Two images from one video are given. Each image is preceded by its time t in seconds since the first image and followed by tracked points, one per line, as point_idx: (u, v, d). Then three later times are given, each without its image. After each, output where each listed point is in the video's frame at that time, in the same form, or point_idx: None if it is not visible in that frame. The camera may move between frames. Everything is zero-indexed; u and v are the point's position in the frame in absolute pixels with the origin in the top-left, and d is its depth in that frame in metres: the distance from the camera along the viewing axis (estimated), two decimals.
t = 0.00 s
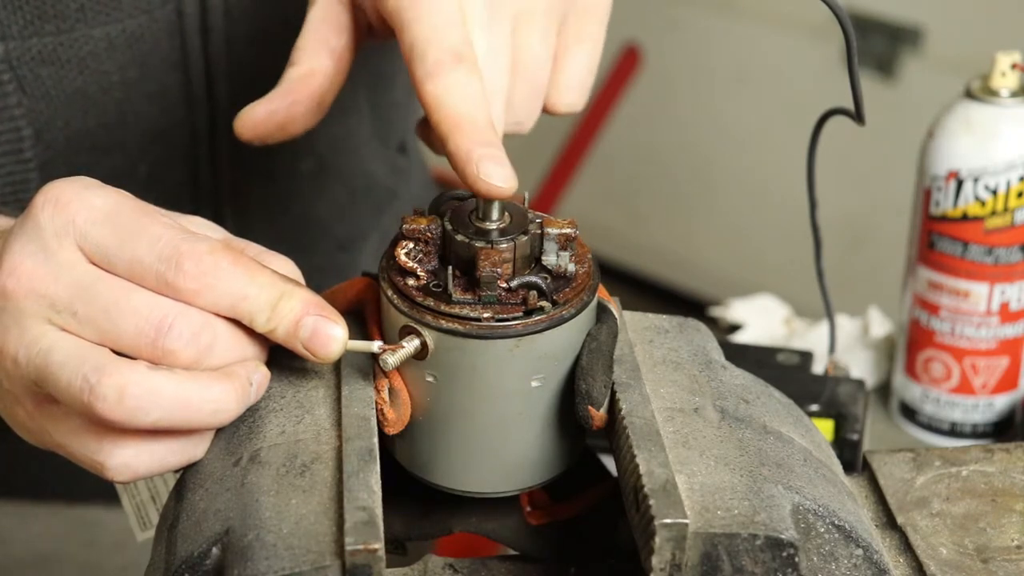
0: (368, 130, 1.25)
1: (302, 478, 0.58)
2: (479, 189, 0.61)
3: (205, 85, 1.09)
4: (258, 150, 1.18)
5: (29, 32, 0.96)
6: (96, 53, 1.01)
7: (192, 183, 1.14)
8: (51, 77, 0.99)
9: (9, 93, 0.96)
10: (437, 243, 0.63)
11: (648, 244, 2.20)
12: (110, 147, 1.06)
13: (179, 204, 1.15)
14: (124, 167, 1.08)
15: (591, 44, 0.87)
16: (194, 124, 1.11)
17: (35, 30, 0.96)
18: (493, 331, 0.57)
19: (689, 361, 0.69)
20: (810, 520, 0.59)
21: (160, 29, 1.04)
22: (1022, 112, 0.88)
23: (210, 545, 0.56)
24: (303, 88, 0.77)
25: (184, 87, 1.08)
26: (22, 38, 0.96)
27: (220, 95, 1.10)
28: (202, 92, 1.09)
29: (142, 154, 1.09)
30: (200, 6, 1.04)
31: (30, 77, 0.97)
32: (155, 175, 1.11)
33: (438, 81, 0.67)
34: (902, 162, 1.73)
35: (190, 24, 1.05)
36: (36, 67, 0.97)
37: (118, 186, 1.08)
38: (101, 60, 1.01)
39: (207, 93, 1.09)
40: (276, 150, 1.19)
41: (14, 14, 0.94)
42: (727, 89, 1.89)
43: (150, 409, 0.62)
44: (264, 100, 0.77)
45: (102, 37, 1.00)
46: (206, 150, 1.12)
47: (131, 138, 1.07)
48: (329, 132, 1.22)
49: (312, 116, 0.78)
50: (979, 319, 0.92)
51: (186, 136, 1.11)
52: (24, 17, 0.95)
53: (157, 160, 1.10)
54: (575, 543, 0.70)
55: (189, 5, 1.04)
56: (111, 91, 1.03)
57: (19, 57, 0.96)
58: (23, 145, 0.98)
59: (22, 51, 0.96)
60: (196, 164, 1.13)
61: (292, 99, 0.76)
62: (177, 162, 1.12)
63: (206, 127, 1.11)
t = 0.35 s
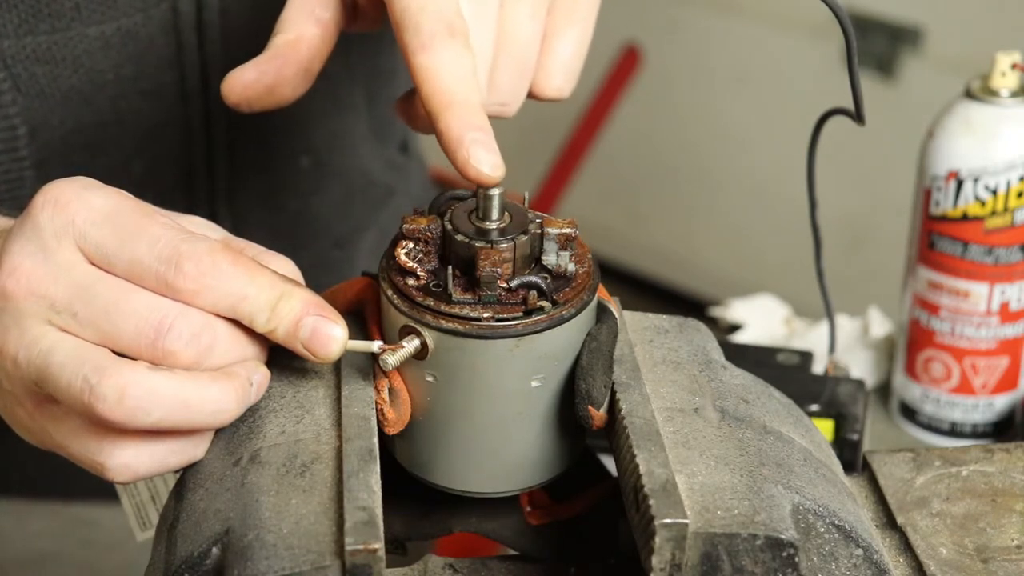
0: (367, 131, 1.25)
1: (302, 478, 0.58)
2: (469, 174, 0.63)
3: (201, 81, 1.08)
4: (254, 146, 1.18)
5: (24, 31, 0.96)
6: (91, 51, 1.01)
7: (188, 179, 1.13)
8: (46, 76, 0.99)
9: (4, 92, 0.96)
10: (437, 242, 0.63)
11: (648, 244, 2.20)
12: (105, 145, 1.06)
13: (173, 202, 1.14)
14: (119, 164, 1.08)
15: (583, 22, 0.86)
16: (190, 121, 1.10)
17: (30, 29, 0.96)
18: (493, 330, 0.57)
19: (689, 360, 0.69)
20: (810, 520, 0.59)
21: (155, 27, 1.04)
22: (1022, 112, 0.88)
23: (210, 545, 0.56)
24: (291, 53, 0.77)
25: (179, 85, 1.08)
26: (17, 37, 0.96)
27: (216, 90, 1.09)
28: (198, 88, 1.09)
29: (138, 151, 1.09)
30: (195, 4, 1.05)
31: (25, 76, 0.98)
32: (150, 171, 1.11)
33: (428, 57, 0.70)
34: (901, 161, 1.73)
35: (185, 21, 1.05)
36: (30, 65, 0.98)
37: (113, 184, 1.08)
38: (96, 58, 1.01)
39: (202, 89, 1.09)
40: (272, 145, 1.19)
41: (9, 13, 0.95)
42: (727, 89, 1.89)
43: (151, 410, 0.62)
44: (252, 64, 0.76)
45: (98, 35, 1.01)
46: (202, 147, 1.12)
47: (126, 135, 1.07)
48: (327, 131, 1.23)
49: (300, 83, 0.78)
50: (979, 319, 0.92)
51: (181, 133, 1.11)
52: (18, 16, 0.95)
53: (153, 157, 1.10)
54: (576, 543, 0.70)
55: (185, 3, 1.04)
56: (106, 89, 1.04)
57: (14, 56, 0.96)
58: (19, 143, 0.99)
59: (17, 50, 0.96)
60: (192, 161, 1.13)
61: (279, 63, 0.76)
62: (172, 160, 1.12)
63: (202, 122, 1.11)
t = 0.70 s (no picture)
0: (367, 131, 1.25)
1: (302, 478, 0.58)
2: (455, 169, 0.65)
3: (201, 77, 1.08)
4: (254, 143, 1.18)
5: (25, 29, 0.96)
6: (92, 50, 1.01)
7: (188, 179, 1.13)
8: (47, 74, 0.99)
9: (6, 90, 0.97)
10: (437, 242, 0.63)
11: (648, 244, 2.20)
12: (105, 142, 1.06)
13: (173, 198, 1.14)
14: (119, 163, 1.08)
15: (576, 22, 0.86)
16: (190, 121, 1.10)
17: (31, 27, 0.97)
18: (493, 330, 0.57)
19: (689, 360, 0.69)
20: (810, 520, 0.59)
21: (155, 25, 1.04)
22: (1022, 112, 0.88)
23: (210, 544, 0.56)
24: (285, 41, 0.77)
25: (179, 83, 1.08)
26: (19, 35, 0.96)
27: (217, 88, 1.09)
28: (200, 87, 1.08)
29: (138, 148, 1.09)
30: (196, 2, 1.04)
31: (26, 74, 0.98)
32: (149, 168, 1.10)
33: (421, 47, 0.69)
34: (901, 161, 1.73)
35: (186, 18, 1.05)
36: (31, 63, 0.98)
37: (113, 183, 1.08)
38: (97, 56, 1.02)
39: (203, 88, 1.09)
40: (272, 142, 1.18)
41: (10, 11, 0.95)
42: (727, 89, 1.89)
43: (151, 410, 0.61)
44: (244, 51, 0.76)
45: (99, 33, 1.01)
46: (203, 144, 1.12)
47: (125, 133, 1.07)
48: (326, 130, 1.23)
49: (292, 72, 0.78)
50: (979, 319, 0.92)
51: (180, 130, 1.11)
52: (20, 14, 0.96)
53: (153, 155, 1.10)
54: (576, 543, 0.70)
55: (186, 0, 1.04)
56: (107, 88, 1.04)
57: (15, 54, 0.96)
58: (20, 141, 0.99)
59: (19, 48, 0.97)
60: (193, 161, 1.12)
61: (273, 50, 0.76)
62: (173, 157, 1.12)
63: (204, 122, 1.10)
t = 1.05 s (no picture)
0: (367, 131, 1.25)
1: (302, 478, 0.58)
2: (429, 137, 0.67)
3: (201, 86, 1.09)
4: (254, 149, 1.18)
5: (24, 38, 0.96)
6: (92, 58, 1.01)
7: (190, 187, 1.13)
8: (46, 82, 0.99)
9: (6, 99, 0.96)
10: (437, 242, 0.63)
11: (648, 243, 2.20)
12: (106, 151, 1.05)
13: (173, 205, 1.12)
14: (121, 169, 1.07)
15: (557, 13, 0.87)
16: (190, 128, 1.10)
17: (30, 36, 0.97)
18: (493, 331, 0.57)
19: (689, 360, 0.69)
20: (810, 520, 0.59)
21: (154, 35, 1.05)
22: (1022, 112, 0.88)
23: (210, 544, 0.56)
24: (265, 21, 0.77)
25: (180, 91, 1.08)
26: (18, 45, 0.96)
27: (217, 96, 1.10)
28: (200, 95, 1.10)
29: (137, 158, 1.08)
30: (197, 12, 1.06)
31: (26, 83, 0.97)
32: (149, 177, 1.09)
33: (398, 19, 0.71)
34: (902, 162, 1.73)
35: (186, 29, 1.06)
36: (31, 72, 0.97)
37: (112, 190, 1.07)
38: (97, 65, 1.02)
39: (203, 96, 1.10)
40: (271, 150, 1.19)
41: (10, 20, 0.95)
42: (726, 89, 1.90)
43: (150, 411, 0.61)
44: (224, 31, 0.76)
45: (98, 42, 1.01)
46: (204, 151, 1.12)
47: (127, 142, 1.06)
48: (326, 130, 1.23)
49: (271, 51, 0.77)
50: (979, 319, 0.92)
51: (182, 138, 1.11)
52: (20, 23, 0.96)
53: (154, 163, 1.09)
54: (576, 543, 0.70)
55: (185, 9, 1.05)
56: (108, 96, 1.03)
57: (15, 63, 0.96)
58: (20, 151, 0.97)
59: (19, 57, 0.96)
60: (193, 166, 1.12)
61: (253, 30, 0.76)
62: (175, 163, 1.11)
63: (204, 129, 1.11)
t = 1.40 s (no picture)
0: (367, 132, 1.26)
1: (302, 478, 0.58)
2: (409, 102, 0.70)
3: (200, 92, 1.09)
4: (254, 150, 1.18)
5: (21, 40, 0.95)
6: (90, 61, 1.00)
7: (188, 190, 1.13)
8: (44, 85, 0.98)
9: (3, 101, 0.95)
10: (437, 242, 0.63)
11: (648, 243, 2.20)
12: (104, 155, 1.05)
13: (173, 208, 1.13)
14: (119, 173, 1.07)
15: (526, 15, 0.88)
16: (189, 133, 1.10)
17: (27, 38, 0.96)
18: (494, 331, 0.57)
19: (689, 360, 0.69)
20: (810, 520, 0.59)
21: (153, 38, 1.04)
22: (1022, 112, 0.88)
23: (210, 544, 0.56)
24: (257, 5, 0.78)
25: (178, 95, 1.08)
26: (15, 46, 0.95)
27: (216, 100, 1.10)
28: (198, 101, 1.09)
29: (136, 161, 1.08)
30: (195, 15, 1.05)
31: (24, 86, 0.97)
32: (148, 180, 1.09)
33: None
34: (902, 162, 1.73)
35: (184, 33, 1.05)
36: (29, 75, 0.97)
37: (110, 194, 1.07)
38: (95, 68, 1.01)
39: (202, 100, 1.10)
40: (272, 151, 1.20)
41: (8, 22, 0.94)
42: (727, 89, 1.90)
43: (150, 411, 0.61)
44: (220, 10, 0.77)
45: (96, 45, 1.00)
46: (202, 156, 1.12)
47: (125, 145, 1.06)
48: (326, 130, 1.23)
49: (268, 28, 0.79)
50: (979, 319, 0.92)
51: (181, 143, 1.11)
52: (19, 25, 0.95)
53: (153, 166, 1.09)
54: (575, 543, 0.70)
55: (184, 14, 1.04)
56: (106, 98, 1.03)
57: (12, 65, 0.95)
58: (17, 153, 0.97)
59: (16, 59, 0.96)
60: (192, 169, 1.12)
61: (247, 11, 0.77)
62: (174, 167, 1.11)
63: (203, 134, 1.11)
